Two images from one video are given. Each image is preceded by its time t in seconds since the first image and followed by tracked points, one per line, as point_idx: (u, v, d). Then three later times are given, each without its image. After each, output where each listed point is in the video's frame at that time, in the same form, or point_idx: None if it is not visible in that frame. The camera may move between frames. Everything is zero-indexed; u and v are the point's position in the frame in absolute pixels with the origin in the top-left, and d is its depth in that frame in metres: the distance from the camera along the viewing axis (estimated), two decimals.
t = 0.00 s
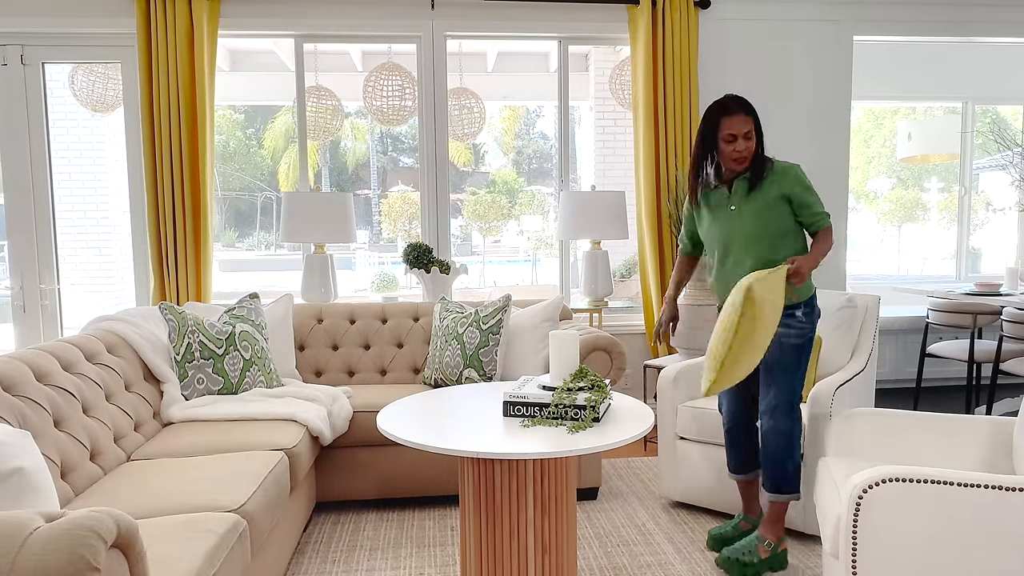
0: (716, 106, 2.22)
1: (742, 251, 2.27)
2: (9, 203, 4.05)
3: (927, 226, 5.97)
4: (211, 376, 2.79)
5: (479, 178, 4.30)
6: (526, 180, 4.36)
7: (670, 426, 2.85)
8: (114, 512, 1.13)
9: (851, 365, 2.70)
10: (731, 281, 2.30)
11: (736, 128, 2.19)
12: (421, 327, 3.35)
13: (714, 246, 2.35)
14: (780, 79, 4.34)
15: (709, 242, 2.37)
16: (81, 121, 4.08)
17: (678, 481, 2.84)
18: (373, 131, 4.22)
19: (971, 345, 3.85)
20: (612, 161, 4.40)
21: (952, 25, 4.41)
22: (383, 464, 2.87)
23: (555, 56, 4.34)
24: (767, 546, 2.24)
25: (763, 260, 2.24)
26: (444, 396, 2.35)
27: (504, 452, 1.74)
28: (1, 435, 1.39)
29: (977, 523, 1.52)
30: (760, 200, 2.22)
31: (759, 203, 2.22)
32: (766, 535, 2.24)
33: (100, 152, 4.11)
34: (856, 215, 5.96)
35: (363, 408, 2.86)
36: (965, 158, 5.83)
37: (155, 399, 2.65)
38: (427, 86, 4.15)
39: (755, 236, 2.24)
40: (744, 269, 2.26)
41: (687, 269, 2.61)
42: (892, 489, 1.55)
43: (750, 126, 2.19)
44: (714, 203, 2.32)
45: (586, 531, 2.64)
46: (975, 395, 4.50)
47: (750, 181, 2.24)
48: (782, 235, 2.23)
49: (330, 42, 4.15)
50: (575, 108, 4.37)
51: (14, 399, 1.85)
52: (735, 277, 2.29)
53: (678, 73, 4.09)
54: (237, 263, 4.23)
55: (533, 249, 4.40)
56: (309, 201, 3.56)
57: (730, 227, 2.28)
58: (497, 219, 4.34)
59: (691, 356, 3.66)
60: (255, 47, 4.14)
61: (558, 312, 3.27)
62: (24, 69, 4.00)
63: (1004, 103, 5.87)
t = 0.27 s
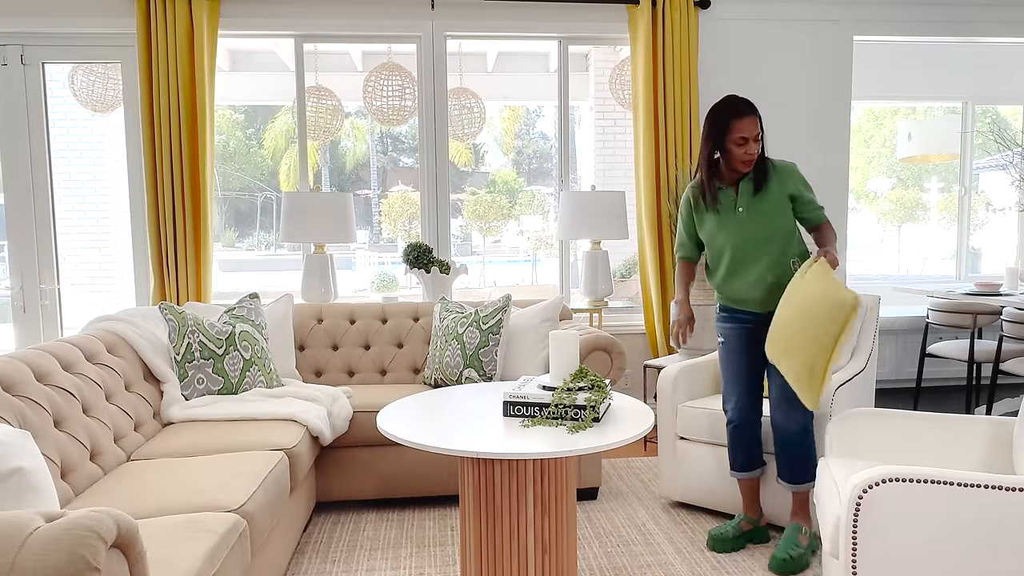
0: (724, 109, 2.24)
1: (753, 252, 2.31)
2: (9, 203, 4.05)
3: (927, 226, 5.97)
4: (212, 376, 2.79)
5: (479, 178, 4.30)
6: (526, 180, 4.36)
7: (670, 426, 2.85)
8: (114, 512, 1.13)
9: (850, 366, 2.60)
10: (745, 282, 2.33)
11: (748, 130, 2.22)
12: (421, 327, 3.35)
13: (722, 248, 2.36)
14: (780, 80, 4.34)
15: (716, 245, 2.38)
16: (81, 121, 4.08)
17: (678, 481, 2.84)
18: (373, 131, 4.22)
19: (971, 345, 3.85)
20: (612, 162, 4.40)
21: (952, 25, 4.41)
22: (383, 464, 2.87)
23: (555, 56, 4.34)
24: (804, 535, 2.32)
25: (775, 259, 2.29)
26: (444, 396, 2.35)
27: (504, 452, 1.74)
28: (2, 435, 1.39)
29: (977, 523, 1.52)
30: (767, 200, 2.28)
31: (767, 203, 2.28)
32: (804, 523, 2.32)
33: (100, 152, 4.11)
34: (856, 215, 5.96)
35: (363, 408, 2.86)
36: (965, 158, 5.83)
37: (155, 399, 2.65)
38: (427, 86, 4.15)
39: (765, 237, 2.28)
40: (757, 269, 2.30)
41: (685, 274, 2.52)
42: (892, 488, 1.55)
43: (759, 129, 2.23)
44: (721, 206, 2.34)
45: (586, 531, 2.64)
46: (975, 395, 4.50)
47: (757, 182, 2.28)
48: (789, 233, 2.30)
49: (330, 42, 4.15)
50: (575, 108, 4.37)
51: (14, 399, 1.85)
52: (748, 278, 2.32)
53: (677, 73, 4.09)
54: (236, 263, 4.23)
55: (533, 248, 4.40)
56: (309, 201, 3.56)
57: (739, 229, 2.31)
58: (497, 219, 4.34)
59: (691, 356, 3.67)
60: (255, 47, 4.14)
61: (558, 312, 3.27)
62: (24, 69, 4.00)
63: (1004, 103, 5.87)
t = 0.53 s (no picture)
0: (735, 111, 2.19)
1: (766, 252, 2.30)
2: (9, 203, 4.05)
3: (927, 226, 5.97)
4: (211, 376, 2.79)
5: (479, 178, 4.30)
6: (526, 180, 4.36)
7: (670, 426, 2.85)
8: (114, 511, 1.13)
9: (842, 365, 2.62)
10: (760, 283, 2.32)
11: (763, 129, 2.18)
12: (421, 327, 3.35)
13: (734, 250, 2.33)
14: (780, 79, 4.34)
15: (727, 247, 2.35)
16: (81, 121, 4.08)
17: (678, 481, 2.84)
18: (373, 131, 4.22)
19: (971, 345, 3.85)
20: (612, 162, 4.40)
21: (952, 25, 4.41)
22: (384, 464, 2.87)
23: (555, 56, 4.34)
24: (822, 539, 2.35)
25: (788, 259, 2.29)
26: (444, 397, 2.35)
27: (504, 452, 1.74)
28: (2, 435, 1.39)
29: (976, 522, 1.52)
30: (777, 201, 2.28)
31: (777, 203, 2.28)
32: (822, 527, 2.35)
33: (100, 152, 4.11)
34: (856, 215, 5.96)
35: (363, 407, 2.87)
36: (965, 157, 5.83)
37: (155, 399, 2.64)
38: (427, 86, 4.15)
39: (777, 237, 2.28)
40: (772, 269, 2.29)
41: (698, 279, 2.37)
42: (892, 488, 1.55)
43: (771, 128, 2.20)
44: (733, 207, 2.31)
45: (586, 531, 2.65)
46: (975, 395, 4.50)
47: (766, 183, 2.28)
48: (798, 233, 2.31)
49: (330, 43, 4.16)
50: (575, 108, 4.37)
51: (14, 399, 1.85)
52: (764, 279, 2.31)
53: (677, 73, 4.09)
54: (237, 263, 4.23)
55: (533, 248, 4.40)
56: (309, 200, 3.56)
57: (753, 230, 2.29)
58: (497, 219, 4.34)
59: (691, 356, 3.67)
60: (256, 47, 4.14)
61: (558, 312, 3.27)
62: (24, 69, 4.00)
63: (1004, 103, 5.87)
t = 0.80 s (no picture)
0: (760, 107, 2.20)
1: (783, 252, 2.27)
2: (9, 203, 4.05)
3: (927, 226, 5.97)
4: (211, 376, 2.79)
5: (479, 178, 4.30)
6: (526, 180, 4.36)
7: (670, 427, 2.85)
8: (114, 511, 1.13)
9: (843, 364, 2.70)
10: (773, 282, 2.29)
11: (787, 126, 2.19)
12: (421, 327, 3.35)
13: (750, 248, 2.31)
14: (780, 79, 4.34)
15: (745, 245, 2.33)
16: (81, 121, 4.08)
17: (678, 481, 2.84)
18: (373, 131, 4.22)
19: (971, 345, 3.85)
20: (611, 162, 4.40)
21: (952, 25, 4.41)
22: (384, 464, 2.87)
23: (555, 56, 4.34)
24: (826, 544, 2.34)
25: (805, 261, 2.25)
26: (444, 397, 2.35)
27: (504, 452, 1.74)
28: (2, 435, 1.39)
29: (976, 522, 1.53)
30: (798, 201, 2.25)
31: (798, 204, 2.25)
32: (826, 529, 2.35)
33: (100, 152, 4.11)
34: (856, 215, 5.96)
35: (363, 407, 2.87)
36: (965, 157, 5.83)
37: (155, 399, 2.65)
38: (427, 86, 4.15)
39: (794, 238, 2.25)
40: (787, 269, 2.26)
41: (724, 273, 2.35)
42: (892, 488, 1.55)
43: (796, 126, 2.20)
44: (752, 205, 2.31)
45: (586, 531, 2.64)
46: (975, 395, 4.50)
47: (789, 182, 2.26)
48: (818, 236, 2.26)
49: (330, 43, 4.15)
50: (575, 108, 4.36)
51: (14, 400, 1.85)
52: (777, 278, 2.28)
53: (678, 73, 4.09)
54: (237, 263, 4.23)
55: (533, 248, 4.40)
56: (309, 200, 3.56)
57: (770, 228, 2.27)
58: (497, 219, 4.34)
59: (691, 356, 3.67)
60: (256, 47, 4.14)
61: (558, 312, 3.27)
62: (24, 69, 4.00)
63: (1004, 103, 5.87)
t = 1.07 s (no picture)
0: (805, 105, 2.17)
1: (817, 258, 2.23)
2: (9, 203, 4.05)
3: (927, 226, 5.98)
4: (212, 376, 2.79)
5: (479, 178, 4.30)
6: (526, 180, 4.36)
7: (670, 427, 2.85)
8: (114, 511, 1.13)
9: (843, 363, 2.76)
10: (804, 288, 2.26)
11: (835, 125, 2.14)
12: (421, 327, 3.35)
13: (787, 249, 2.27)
14: (779, 79, 4.34)
15: (779, 246, 2.30)
16: (81, 121, 4.08)
17: (678, 481, 2.84)
18: (373, 131, 4.22)
19: (971, 345, 3.85)
20: (611, 161, 4.40)
21: (952, 25, 4.41)
22: (384, 464, 2.87)
23: (555, 56, 4.34)
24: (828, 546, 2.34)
25: (838, 268, 2.22)
26: (444, 397, 2.35)
27: (503, 452, 1.74)
28: (2, 435, 1.39)
29: (976, 522, 1.53)
30: (841, 205, 2.21)
31: (842, 209, 2.20)
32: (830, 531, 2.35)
33: (100, 152, 4.11)
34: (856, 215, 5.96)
35: (363, 408, 2.86)
36: (965, 158, 5.83)
37: (155, 399, 2.64)
38: (427, 86, 4.15)
39: (833, 243, 2.21)
40: (819, 276, 2.23)
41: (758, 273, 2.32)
42: (892, 488, 1.55)
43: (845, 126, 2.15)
44: (791, 206, 2.26)
45: (586, 531, 2.64)
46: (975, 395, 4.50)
47: (832, 186, 2.21)
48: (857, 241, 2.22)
49: (330, 43, 4.16)
50: (575, 108, 4.36)
51: (14, 400, 1.84)
52: (808, 284, 2.25)
53: (678, 74, 4.09)
54: (237, 263, 4.23)
55: (533, 248, 4.40)
56: (309, 200, 3.55)
57: (807, 233, 2.23)
58: (497, 219, 4.34)
59: (691, 356, 3.67)
60: (256, 47, 4.14)
61: (558, 312, 3.26)
62: (24, 69, 4.00)
63: (1004, 103, 5.87)
